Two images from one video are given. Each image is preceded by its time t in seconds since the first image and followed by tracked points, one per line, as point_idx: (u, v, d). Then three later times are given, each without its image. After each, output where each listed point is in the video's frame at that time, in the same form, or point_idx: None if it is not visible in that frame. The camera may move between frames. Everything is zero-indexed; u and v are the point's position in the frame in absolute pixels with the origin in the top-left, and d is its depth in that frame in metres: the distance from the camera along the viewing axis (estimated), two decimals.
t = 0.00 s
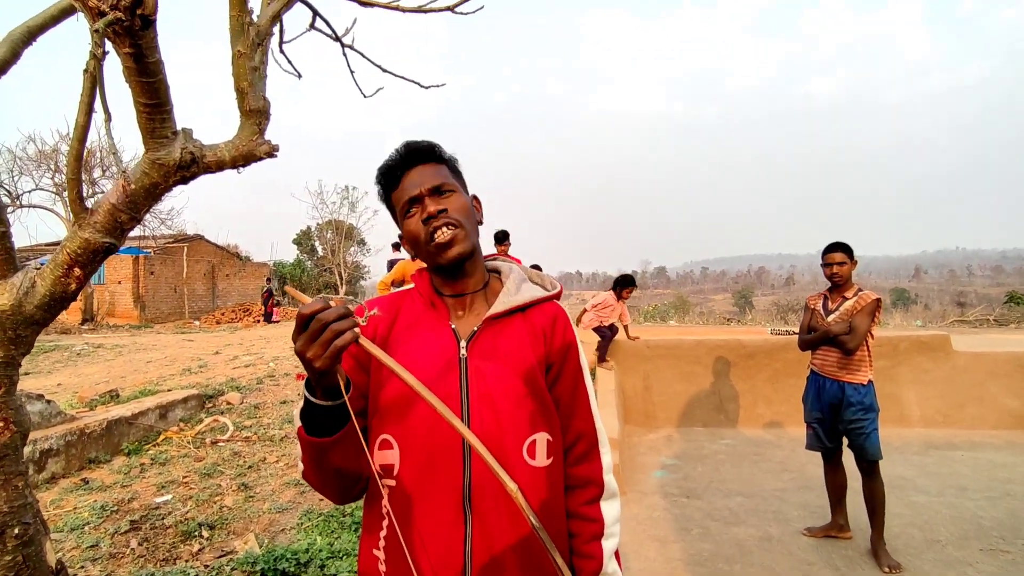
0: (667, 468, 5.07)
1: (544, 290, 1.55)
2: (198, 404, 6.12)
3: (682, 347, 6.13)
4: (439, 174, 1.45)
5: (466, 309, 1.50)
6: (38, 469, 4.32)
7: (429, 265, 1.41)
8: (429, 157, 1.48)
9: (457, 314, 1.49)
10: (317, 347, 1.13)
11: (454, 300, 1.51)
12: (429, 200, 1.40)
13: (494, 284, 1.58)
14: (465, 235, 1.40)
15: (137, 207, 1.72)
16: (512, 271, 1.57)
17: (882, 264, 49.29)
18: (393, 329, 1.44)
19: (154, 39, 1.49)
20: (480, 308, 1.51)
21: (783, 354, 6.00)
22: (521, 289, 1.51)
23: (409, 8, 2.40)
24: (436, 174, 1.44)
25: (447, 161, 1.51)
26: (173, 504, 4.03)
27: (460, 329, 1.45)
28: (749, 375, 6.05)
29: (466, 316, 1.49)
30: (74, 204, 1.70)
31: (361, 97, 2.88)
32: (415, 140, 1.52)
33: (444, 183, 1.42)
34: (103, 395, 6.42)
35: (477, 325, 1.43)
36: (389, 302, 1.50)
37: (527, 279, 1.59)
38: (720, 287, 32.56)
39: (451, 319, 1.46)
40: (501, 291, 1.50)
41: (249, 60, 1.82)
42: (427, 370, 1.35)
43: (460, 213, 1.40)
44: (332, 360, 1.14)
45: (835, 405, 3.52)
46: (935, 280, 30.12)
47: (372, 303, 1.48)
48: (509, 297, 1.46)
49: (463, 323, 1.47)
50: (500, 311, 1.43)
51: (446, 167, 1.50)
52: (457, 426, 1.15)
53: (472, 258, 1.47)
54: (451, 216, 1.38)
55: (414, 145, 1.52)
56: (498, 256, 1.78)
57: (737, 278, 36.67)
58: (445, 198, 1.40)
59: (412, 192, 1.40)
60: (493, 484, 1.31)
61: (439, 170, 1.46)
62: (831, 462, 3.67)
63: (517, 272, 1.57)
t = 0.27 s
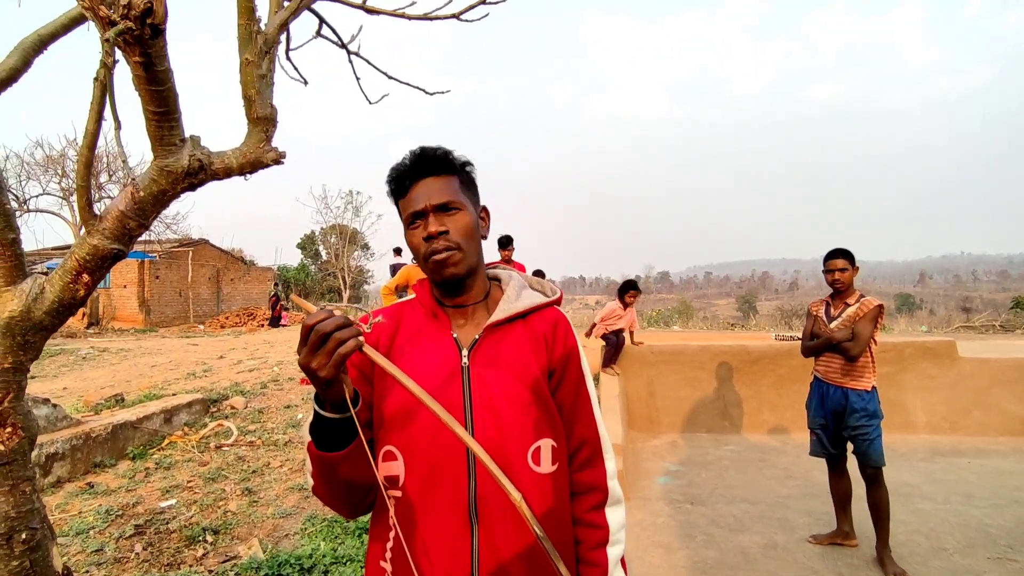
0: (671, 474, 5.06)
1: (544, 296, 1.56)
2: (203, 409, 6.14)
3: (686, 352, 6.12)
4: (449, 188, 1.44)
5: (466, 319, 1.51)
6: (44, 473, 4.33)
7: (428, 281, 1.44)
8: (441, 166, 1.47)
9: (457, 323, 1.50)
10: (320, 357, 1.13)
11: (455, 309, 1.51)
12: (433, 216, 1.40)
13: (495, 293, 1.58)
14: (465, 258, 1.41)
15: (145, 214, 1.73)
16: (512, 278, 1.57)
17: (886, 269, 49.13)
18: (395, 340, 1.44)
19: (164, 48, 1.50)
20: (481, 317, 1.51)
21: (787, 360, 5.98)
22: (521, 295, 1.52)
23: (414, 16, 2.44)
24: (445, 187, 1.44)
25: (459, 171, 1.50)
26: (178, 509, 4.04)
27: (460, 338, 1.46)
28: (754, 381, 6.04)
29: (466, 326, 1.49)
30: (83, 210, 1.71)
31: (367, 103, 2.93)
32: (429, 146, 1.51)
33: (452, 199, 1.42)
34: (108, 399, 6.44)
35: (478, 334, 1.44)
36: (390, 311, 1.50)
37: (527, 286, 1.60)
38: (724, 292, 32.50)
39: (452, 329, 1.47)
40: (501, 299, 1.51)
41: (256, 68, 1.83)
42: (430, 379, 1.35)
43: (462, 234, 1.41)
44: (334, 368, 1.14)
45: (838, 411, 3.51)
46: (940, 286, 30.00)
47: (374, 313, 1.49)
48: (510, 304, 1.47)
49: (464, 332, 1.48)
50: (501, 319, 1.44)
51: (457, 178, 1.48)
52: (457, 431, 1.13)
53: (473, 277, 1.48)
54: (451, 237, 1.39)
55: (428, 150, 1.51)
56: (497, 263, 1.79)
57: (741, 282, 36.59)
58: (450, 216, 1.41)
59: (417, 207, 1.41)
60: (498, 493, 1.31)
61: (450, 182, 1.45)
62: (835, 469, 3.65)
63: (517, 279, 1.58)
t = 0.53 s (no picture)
0: (675, 478, 5.04)
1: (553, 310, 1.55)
2: (207, 412, 6.15)
3: (690, 356, 6.11)
4: (466, 200, 1.43)
5: (473, 327, 1.51)
6: (48, 477, 4.34)
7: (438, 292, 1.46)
8: (461, 175, 1.45)
9: (465, 331, 1.50)
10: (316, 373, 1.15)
11: (464, 317, 1.52)
12: (447, 229, 1.41)
13: (505, 303, 1.58)
14: (476, 275, 1.42)
15: (150, 221, 1.74)
16: (522, 289, 1.57)
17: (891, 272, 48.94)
18: (400, 343, 1.44)
19: (169, 56, 1.51)
20: (489, 327, 1.51)
21: (792, 364, 5.96)
22: (531, 307, 1.51)
23: (419, 22, 2.46)
24: (463, 199, 1.43)
25: (480, 182, 1.48)
26: (181, 513, 4.05)
27: (468, 346, 1.46)
28: (758, 385, 6.02)
29: (473, 335, 1.50)
30: (89, 218, 1.72)
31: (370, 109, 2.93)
32: (451, 151, 1.49)
33: (468, 213, 1.41)
34: (113, 402, 6.47)
35: (485, 344, 1.44)
36: (399, 313, 1.50)
37: (537, 297, 1.60)
38: (728, 295, 32.43)
39: (459, 337, 1.47)
40: (510, 310, 1.51)
41: (261, 75, 1.84)
42: (433, 388, 1.35)
43: (475, 251, 1.41)
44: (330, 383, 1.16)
45: (841, 416, 3.50)
46: (946, 289, 29.85)
47: (380, 316, 1.49)
48: (519, 315, 1.47)
49: (471, 341, 1.48)
50: (509, 330, 1.44)
51: (478, 188, 1.47)
52: (458, 445, 1.14)
53: (485, 290, 1.48)
54: (464, 255, 1.39)
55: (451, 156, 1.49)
56: (508, 271, 1.79)
57: (745, 286, 36.49)
58: (464, 231, 1.41)
59: (432, 219, 1.41)
60: (499, 503, 1.31)
61: (468, 194, 1.44)
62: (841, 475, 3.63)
63: (527, 290, 1.58)
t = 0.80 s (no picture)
0: (677, 479, 5.05)
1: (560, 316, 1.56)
2: (211, 412, 6.17)
3: (692, 357, 6.11)
4: (483, 206, 1.44)
5: (482, 330, 1.52)
6: (54, 476, 4.37)
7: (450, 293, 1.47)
8: (479, 180, 1.46)
9: (474, 333, 1.51)
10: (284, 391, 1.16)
11: (473, 320, 1.52)
12: (461, 234, 1.42)
13: (514, 307, 1.59)
14: (489, 280, 1.43)
15: (156, 223, 1.76)
16: (531, 294, 1.58)
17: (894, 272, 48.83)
18: (408, 342, 1.45)
19: (175, 61, 1.52)
20: (498, 330, 1.52)
21: (794, 365, 5.96)
22: (540, 313, 1.52)
23: (422, 25, 2.48)
24: (480, 204, 1.44)
25: (498, 187, 1.49)
26: (185, 512, 4.07)
27: (475, 349, 1.46)
28: (760, 386, 6.02)
29: (481, 337, 1.50)
30: (95, 220, 1.74)
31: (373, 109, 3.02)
32: (471, 155, 1.50)
33: (485, 219, 1.42)
34: (117, 402, 6.50)
35: (492, 347, 1.44)
36: (408, 312, 1.51)
37: (545, 303, 1.60)
38: (730, 295, 32.40)
39: (467, 339, 1.48)
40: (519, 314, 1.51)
41: (265, 78, 1.86)
42: (439, 389, 1.37)
43: (489, 256, 1.42)
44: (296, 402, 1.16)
45: (846, 417, 3.51)
46: (949, 289, 29.78)
47: (389, 315, 1.50)
48: (527, 320, 1.47)
49: (478, 344, 1.49)
50: (517, 335, 1.44)
51: (496, 194, 1.47)
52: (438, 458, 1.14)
53: (497, 294, 1.49)
54: (477, 260, 1.40)
55: (470, 160, 1.50)
56: (516, 275, 1.80)
57: (748, 286, 36.44)
58: (479, 236, 1.42)
59: (447, 222, 1.43)
60: (499, 505, 1.32)
61: (486, 199, 1.45)
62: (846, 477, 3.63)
63: (536, 295, 1.58)
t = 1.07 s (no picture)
0: (679, 475, 5.06)
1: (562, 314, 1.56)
2: (213, 409, 6.20)
3: (693, 354, 6.11)
4: (488, 203, 1.44)
5: (484, 326, 1.52)
6: (58, 472, 4.39)
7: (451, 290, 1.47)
8: (484, 177, 1.47)
9: (476, 330, 1.51)
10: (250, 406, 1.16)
11: (475, 316, 1.53)
12: (465, 230, 1.42)
13: (516, 304, 1.59)
14: (492, 278, 1.44)
15: (159, 220, 1.76)
16: (533, 291, 1.58)
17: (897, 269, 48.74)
18: (410, 338, 1.46)
19: (177, 58, 1.53)
20: (500, 327, 1.53)
21: (796, 362, 5.96)
22: (542, 310, 1.53)
23: (424, 21, 2.48)
24: (484, 202, 1.44)
25: (503, 185, 1.49)
26: (189, 508, 4.09)
27: (477, 345, 1.47)
28: (762, 383, 6.02)
29: (483, 334, 1.51)
30: (99, 216, 1.75)
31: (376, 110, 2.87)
32: (477, 152, 1.50)
33: (489, 216, 1.43)
34: (120, 399, 6.52)
35: (494, 344, 1.45)
36: (410, 307, 1.52)
37: (547, 300, 1.61)
38: (732, 292, 32.38)
39: (469, 335, 1.48)
40: (521, 311, 1.52)
41: (267, 75, 1.86)
42: (440, 385, 1.37)
43: (492, 253, 1.42)
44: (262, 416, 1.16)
45: (852, 415, 3.53)
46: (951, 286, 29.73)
47: (390, 310, 1.50)
48: (529, 317, 1.48)
49: (480, 340, 1.49)
50: (519, 331, 1.45)
51: (500, 191, 1.48)
52: (427, 478, 1.13)
53: (499, 291, 1.50)
54: (480, 257, 1.41)
55: (476, 157, 1.50)
56: (518, 272, 1.80)
57: (749, 282, 36.41)
58: (482, 233, 1.42)
59: (451, 219, 1.43)
60: (499, 501, 1.33)
61: (490, 196, 1.45)
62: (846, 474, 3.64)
63: (538, 292, 1.59)
